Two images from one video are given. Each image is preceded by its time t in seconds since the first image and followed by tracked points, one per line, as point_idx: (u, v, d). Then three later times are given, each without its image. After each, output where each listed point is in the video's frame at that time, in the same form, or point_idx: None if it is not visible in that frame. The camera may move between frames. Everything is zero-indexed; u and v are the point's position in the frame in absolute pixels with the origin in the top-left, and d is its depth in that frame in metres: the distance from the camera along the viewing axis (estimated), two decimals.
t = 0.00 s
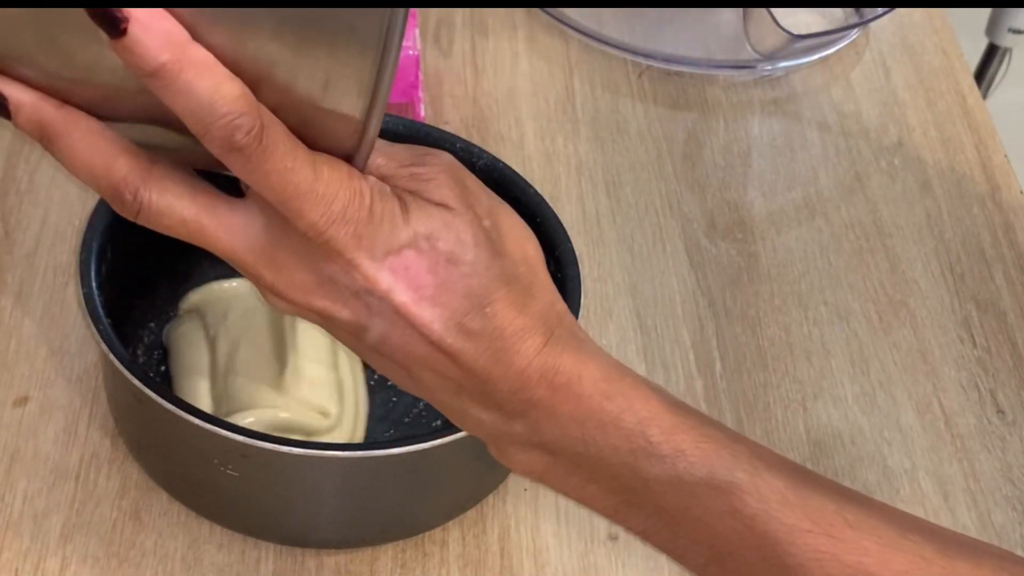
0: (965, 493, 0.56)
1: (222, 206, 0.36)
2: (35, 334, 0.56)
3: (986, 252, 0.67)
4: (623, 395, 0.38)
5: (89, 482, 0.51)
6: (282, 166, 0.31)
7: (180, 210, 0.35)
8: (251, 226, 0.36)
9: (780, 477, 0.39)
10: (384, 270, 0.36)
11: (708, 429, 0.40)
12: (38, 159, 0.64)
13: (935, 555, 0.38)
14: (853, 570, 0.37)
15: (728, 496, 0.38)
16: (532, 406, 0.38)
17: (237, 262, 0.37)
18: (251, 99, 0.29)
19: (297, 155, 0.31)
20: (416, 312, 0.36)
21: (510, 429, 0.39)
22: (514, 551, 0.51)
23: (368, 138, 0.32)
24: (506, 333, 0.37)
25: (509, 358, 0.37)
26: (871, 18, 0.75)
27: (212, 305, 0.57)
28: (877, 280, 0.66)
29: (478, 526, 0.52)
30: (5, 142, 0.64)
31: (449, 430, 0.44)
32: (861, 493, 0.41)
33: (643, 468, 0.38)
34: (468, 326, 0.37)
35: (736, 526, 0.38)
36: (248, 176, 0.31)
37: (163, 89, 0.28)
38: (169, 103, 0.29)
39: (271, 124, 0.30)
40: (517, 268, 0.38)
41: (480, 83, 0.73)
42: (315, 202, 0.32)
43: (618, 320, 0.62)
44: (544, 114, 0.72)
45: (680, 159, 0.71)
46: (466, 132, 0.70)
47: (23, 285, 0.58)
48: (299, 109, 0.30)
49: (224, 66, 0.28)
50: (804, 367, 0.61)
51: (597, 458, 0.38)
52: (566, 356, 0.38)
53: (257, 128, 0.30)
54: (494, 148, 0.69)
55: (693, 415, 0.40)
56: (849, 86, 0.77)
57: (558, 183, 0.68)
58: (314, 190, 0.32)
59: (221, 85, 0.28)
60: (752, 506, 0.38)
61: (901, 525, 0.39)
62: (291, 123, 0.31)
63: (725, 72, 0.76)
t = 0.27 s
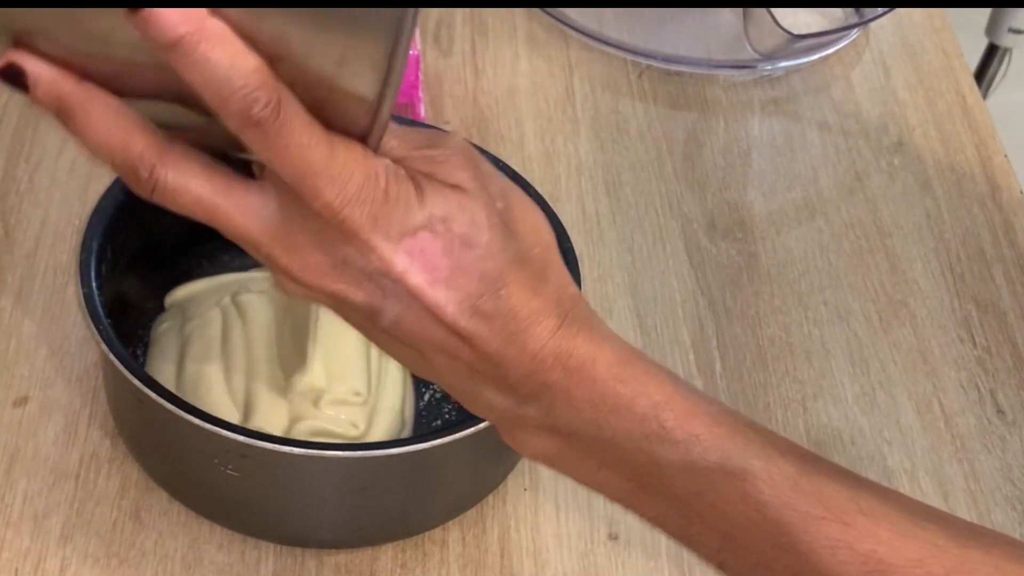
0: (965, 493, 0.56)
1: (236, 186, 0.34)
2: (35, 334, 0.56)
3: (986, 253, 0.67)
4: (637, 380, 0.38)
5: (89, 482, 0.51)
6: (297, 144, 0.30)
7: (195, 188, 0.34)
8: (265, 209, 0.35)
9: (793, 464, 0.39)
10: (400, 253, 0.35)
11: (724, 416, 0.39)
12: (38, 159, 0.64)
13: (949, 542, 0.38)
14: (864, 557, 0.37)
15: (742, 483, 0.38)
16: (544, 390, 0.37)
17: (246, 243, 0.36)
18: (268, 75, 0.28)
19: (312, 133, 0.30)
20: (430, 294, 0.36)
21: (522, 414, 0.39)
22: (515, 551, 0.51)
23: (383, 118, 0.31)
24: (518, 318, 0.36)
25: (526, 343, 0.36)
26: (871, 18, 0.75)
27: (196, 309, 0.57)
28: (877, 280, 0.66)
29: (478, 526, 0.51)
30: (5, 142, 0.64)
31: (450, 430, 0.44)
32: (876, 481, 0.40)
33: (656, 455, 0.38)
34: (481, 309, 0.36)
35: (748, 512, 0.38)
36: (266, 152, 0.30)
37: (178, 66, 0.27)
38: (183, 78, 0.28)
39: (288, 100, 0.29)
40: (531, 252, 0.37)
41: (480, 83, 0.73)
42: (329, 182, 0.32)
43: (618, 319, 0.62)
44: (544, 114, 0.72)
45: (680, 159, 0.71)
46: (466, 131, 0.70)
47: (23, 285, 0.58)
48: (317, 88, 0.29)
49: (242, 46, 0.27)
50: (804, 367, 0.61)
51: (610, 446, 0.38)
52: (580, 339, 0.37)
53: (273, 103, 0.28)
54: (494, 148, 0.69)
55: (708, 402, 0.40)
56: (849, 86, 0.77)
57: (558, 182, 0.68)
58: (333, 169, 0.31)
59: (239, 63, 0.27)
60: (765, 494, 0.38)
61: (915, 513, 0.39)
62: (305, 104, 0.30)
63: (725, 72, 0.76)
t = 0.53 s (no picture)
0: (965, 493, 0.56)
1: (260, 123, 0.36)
2: (35, 334, 0.56)
3: (986, 253, 0.67)
4: (643, 329, 0.39)
5: (89, 482, 0.51)
6: (321, 89, 0.31)
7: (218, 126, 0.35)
8: (285, 145, 0.36)
9: (792, 418, 0.38)
10: (418, 199, 0.36)
11: (731, 368, 0.39)
12: (38, 159, 0.64)
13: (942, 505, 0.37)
14: (857, 512, 0.36)
15: (738, 433, 0.38)
16: (551, 334, 0.39)
17: (270, 180, 0.37)
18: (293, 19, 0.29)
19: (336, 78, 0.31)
20: (445, 240, 0.37)
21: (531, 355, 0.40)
22: (514, 550, 0.51)
23: (405, 57, 0.32)
24: (530, 263, 0.37)
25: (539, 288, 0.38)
26: (872, 17, 0.75)
27: (192, 297, 0.57)
28: (877, 280, 0.66)
29: (478, 526, 0.52)
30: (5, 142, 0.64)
31: (449, 430, 0.44)
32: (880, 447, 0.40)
33: (655, 400, 0.38)
34: (493, 254, 0.37)
35: (743, 460, 0.37)
36: (290, 98, 0.31)
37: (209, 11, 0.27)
38: (211, 23, 0.28)
39: (313, 46, 0.29)
40: (549, 201, 0.38)
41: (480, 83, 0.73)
42: (351, 125, 0.32)
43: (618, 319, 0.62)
44: (544, 114, 0.72)
45: (680, 159, 0.71)
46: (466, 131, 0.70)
47: (23, 285, 0.58)
48: (341, 31, 0.30)
49: None
50: (804, 366, 0.61)
51: (614, 387, 0.39)
52: (590, 287, 0.38)
53: (299, 51, 0.29)
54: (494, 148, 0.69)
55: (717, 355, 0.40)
56: (849, 86, 0.77)
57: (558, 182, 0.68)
58: (355, 115, 0.32)
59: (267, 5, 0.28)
60: (761, 443, 0.37)
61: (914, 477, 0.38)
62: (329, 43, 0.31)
63: (726, 72, 0.76)
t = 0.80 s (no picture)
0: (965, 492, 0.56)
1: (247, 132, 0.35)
2: (35, 334, 0.56)
3: (986, 253, 0.67)
4: (633, 333, 0.39)
5: (89, 482, 0.51)
6: (312, 101, 0.30)
7: (206, 136, 0.34)
8: (273, 159, 0.35)
9: (781, 422, 0.39)
10: (407, 208, 0.35)
11: (714, 370, 0.40)
12: (38, 158, 0.64)
13: (927, 508, 0.38)
14: (847, 518, 0.37)
15: (728, 438, 0.38)
16: (545, 339, 0.38)
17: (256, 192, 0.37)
18: (282, 30, 0.28)
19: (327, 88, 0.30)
20: (436, 249, 0.36)
21: (522, 362, 0.40)
22: (515, 550, 0.51)
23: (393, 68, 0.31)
24: (523, 266, 0.37)
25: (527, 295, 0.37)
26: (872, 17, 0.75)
27: (192, 298, 0.57)
28: (877, 280, 0.66)
29: (478, 526, 0.52)
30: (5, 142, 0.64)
31: (449, 430, 0.44)
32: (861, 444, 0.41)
33: (645, 407, 0.38)
34: (485, 262, 0.36)
35: (732, 466, 0.38)
36: (278, 110, 0.31)
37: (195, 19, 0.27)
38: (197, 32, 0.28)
39: (302, 58, 0.29)
40: (538, 203, 0.38)
41: (480, 83, 0.73)
42: (340, 136, 0.32)
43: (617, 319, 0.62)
44: (544, 114, 0.72)
45: (680, 159, 0.71)
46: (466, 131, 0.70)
47: (23, 285, 0.58)
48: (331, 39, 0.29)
49: None
50: (804, 366, 0.61)
51: (604, 395, 0.39)
52: (579, 292, 0.38)
53: (290, 61, 0.29)
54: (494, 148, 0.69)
55: (698, 355, 0.40)
56: (849, 86, 0.77)
57: (558, 182, 0.68)
58: (343, 124, 0.32)
59: (254, 17, 0.27)
60: (751, 450, 0.38)
61: (898, 478, 0.39)
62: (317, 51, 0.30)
63: (725, 72, 0.76)
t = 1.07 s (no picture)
0: (965, 492, 0.56)
1: (237, 184, 0.35)
2: (35, 334, 0.56)
3: (985, 253, 0.67)
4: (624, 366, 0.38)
5: (89, 482, 0.51)
6: (288, 168, 0.31)
7: (198, 190, 0.35)
8: (261, 209, 0.36)
9: (769, 446, 0.39)
10: (392, 258, 0.35)
11: (705, 396, 0.40)
12: (38, 158, 0.64)
13: (918, 527, 0.39)
14: (837, 538, 0.38)
15: (719, 467, 0.39)
16: (534, 373, 0.38)
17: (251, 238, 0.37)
18: (258, 105, 0.29)
19: (306, 155, 0.31)
20: (424, 292, 0.36)
21: (515, 394, 0.40)
22: (515, 550, 0.51)
23: (376, 132, 0.31)
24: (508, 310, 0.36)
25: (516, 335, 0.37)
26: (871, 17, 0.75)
27: (184, 294, 0.56)
28: (877, 280, 0.66)
29: (478, 525, 0.52)
30: (5, 142, 0.64)
31: (449, 430, 0.44)
32: (846, 459, 0.41)
33: (637, 437, 0.39)
34: (473, 303, 0.36)
35: (725, 491, 0.39)
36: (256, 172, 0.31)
37: (169, 92, 0.28)
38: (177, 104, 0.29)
39: (281, 128, 0.30)
40: (529, 249, 0.37)
41: (480, 82, 0.73)
42: (321, 199, 0.32)
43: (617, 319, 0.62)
44: (544, 114, 0.72)
45: (680, 159, 0.71)
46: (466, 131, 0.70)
47: (23, 285, 0.58)
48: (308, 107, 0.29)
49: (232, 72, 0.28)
50: (804, 366, 0.61)
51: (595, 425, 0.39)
52: (569, 327, 0.37)
53: (264, 133, 0.29)
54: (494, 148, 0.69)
55: (689, 379, 0.40)
56: (849, 86, 0.77)
57: (558, 182, 0.68)
58: (323, 191, 0.32)
59: (226, 90, 0.28)
60: (744, 476, 0.39)
61: (888, 497, 0.40)
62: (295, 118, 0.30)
63: (725, 72, 0.76)
